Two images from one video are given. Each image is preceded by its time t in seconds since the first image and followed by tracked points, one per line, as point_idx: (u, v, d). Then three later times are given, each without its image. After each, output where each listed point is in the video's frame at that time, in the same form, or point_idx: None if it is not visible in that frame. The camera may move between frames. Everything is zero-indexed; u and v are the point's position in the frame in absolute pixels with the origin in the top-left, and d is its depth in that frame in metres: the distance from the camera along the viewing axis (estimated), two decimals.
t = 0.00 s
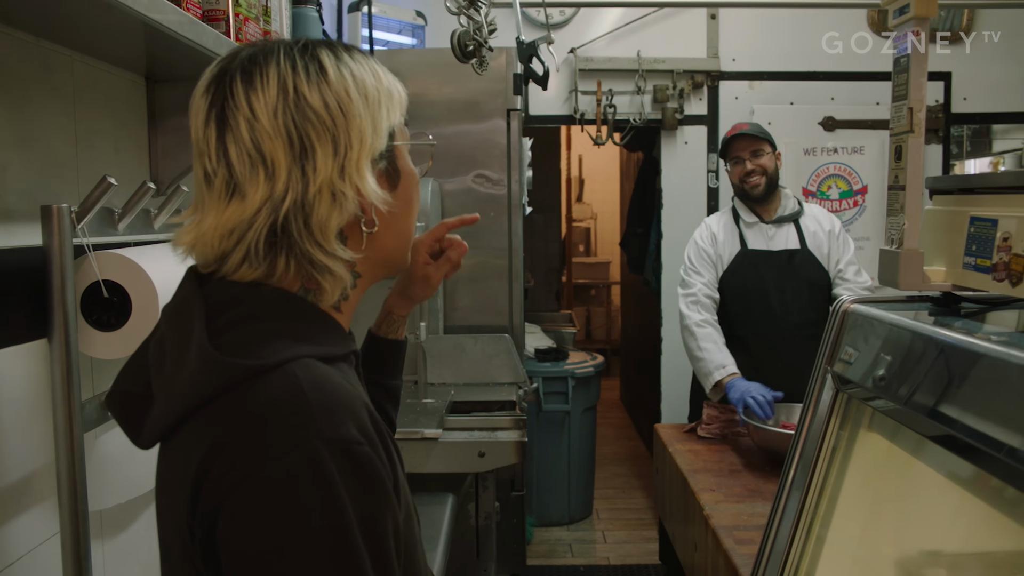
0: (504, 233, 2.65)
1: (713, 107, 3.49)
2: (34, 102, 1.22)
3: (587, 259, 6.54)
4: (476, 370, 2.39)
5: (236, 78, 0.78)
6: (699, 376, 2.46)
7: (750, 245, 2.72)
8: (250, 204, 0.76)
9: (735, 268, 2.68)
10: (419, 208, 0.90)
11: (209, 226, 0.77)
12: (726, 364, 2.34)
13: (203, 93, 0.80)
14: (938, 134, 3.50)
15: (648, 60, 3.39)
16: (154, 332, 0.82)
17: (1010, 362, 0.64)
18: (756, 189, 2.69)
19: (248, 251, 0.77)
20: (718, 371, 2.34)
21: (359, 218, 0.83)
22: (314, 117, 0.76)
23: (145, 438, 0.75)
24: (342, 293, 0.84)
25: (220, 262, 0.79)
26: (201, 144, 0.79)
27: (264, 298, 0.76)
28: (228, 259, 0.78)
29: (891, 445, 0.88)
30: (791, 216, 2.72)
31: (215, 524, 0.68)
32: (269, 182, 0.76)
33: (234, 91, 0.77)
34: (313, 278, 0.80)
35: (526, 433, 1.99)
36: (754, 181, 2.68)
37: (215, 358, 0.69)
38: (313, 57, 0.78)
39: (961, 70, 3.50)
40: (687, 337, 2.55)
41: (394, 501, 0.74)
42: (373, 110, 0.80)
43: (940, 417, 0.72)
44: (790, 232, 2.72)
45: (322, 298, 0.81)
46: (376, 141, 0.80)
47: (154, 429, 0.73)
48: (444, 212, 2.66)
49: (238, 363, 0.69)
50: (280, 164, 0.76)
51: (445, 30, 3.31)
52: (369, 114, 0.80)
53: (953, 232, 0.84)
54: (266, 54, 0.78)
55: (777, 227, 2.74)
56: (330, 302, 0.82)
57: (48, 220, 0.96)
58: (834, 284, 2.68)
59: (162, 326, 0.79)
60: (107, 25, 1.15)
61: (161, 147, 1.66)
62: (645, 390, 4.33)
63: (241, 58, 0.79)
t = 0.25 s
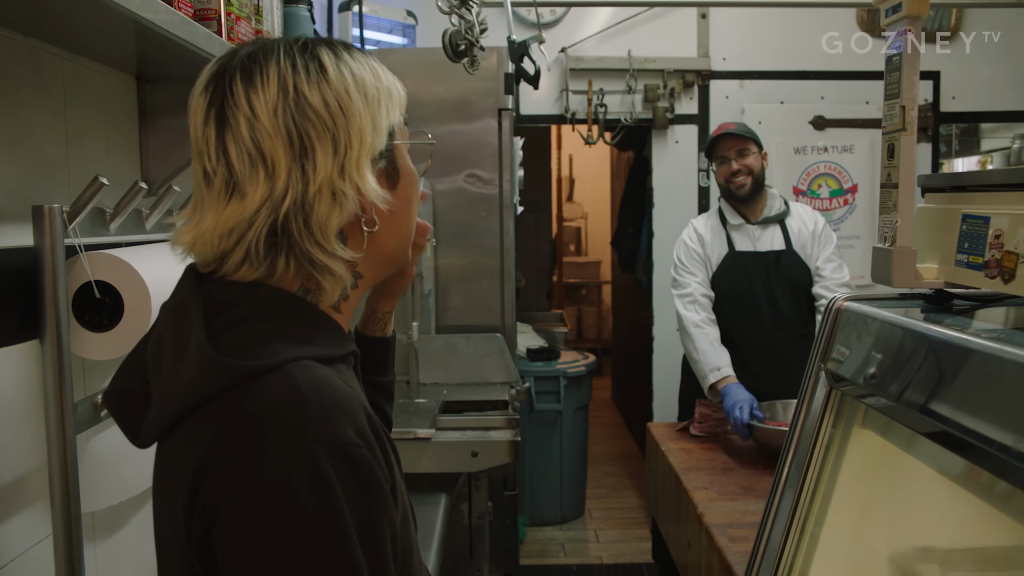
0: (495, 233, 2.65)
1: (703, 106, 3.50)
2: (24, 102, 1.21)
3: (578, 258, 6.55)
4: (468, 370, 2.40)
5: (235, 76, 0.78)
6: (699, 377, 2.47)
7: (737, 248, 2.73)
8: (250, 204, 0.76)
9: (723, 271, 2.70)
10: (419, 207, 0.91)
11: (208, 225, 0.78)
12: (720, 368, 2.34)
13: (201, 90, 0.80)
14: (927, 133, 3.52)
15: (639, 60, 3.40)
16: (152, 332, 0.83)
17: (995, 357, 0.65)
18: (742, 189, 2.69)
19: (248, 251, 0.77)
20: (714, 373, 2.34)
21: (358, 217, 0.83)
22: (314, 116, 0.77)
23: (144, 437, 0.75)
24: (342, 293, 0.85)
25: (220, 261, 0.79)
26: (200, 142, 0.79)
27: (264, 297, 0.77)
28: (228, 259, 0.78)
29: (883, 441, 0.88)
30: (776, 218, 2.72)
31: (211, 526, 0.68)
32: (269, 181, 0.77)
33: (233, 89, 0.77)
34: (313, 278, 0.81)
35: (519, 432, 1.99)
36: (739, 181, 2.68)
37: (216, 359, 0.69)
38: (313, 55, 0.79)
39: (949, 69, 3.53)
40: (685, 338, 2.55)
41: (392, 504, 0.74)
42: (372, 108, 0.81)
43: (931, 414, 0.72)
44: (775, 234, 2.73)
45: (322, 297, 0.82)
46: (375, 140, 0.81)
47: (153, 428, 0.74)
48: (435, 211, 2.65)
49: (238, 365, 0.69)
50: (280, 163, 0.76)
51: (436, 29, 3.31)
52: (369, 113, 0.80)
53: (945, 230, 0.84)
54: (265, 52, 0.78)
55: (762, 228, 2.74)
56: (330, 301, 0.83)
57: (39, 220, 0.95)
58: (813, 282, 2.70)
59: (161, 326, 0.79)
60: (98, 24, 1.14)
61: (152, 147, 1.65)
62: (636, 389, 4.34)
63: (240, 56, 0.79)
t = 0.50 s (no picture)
0: (488, 235, 2.65)
1: (695, 107, 3.51)
2: (14, 104, 1.20)
3: (570, 260, 6.55)
4: (462, 372, 2.41)
5: (223, 78, 0.77)
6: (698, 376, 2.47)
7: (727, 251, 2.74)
8: (244, 206, 0.76)
9: (714, 272, 2.71)
10: (412, 204, 0.91)
11: (202, 230, 0.77)
12: (723, 364, 2.36)
13: (189, 94, 0.79)
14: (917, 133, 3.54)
15: (630, 61, 3.41)
16: (150, 338, 0.83)
17: (989, 353, 0.65)
18: (731, 190, 2.70)
19: (244, 255, 0.77)
20: (717, 372, 2.35)
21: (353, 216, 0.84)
22: (304, 116, 0.77)
23: (143, 443, 0.75)
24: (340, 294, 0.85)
25: (215, 265, 0.79)
26: (189, 147, 0.78)
27: (262, 300, 0.77)
28: (224, 263, 0.78)
29: (880, 441, 0.88)
30: (765, 220, 2.73)
31: (212, 534, 0.68)
32: (262, 183, 0.76)
33: (222, 91, 0.77)
34: (310, 279, 0.81)
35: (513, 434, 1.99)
36: (728, 182, 2.70)
37: (216, 365, 0.69)
38: (301, 54, 0.78)
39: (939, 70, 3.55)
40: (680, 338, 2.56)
41: (394, 510, 0.74)
42: (362, 106, 0.81)
43: (923, 412, 0.73)
44: (764, 235, 2.74)
45: (319, 297, 0.82)
46: (366, 138, 0.81)
47: (152, 434, 0.73)
48: (427, 213, 2.65)
49: (238, 371, 0.69)
50: (272, 165, 0.76)
51: (427, 31, 3.31)
52: (359, 111, 0.80)
53: (938, 229, 0.84)
54: (252, 53, 0.78)
55: (751, 230, 2.74)
56: (327, 302, 0.83)
57: (31, 223, 0.94)
58: (801, 283, 2.70)
59: (157, 331, 0.80)
60: (89, 26, 1.14)
61: (144, 149, 1.64)
62: (629, 389, 4.35)
63: (227, 58, 0.79)
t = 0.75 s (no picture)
0: (482, 236, 2.65)
1: (688, 108, 3.52)
2: (6, 105, 1.19)
3: (563, 261, 6.56)
4: (456, 373, 2.42)
5: (219, 78, 0.76)
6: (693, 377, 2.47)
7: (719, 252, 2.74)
8: (244, 208, 0.76)
9: (709, 275, 2.71)
10: (407, 202, 0.92)
11: (200, 232, 0.77)
12: (719, 364, 2.37)
13: (183, 94, 0.79)
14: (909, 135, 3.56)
15: (624, 62, 3.41)
16: (148, 342, 0.83)
17: (981, 353, 0.65)
18: (722, 193, 2.70)
19: (245, 257, 0.77)
20: (712, 373, 2.36)
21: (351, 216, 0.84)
22: (303, 116, 0.76)
23: (145, 448, 0.75)
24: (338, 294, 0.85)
25: (213, 267, 0.79)
26: (185, 148, 0.78)
27: (261, 301, 0.77)
28: (223, 266, 0.78)
29: (874, 441, 0.89)
30: (757, 221, 2.73)
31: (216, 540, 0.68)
32: (261, 184, 0.76)
33: (218, 91, 0.76)
34: (309, 280, 0.81)
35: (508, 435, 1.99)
36: (721, 186, 2.70)
37: (216, 370, 0.69)
38: (297, 53, 0.78)
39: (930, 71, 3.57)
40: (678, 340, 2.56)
41: (398, 511, 0.74)
42: (359, 106, 0.81)
43: (917, 413, 0.73)
44: (756, 236, 2.74)
45: (317, 298, 0.82)
46: (364, 137, 0.81)
47: (153, 438, 0.73)
48: (421, 214, 2.65)
49: (239, 375, 0.68)
50: (272, 166, 0.76)
51: (421, 31, 3.30)
52: (356, 110, 0.80)
53: (933, 230, 0.85)
54: (247, 52, 0.78)
55: (742, 232, 2.75)
56: (326, 303, 0.83)
57: (24, 225, 0.93)
58: (794, 284, 2.72)
59: (156, 333, 0.79)
60: (82, 26, 1.13)
61: (137, 150, 1.63)
62: (623, 390, 4.36)
63: (222, 57, 0.78)
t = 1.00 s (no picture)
0: (482, 235, 2.65)
1: (689, 106, 3.52)
2: (5, 103, 1.18)
3: (563, 259, 6.56)
4: (456, 373, 2.42)
5: (229, 72, 0.76)
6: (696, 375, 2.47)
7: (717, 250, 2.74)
8: (248, 203, 0.75)
9: (705, 273, 2.71)
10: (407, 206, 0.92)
11: (203, 227, 0.77)
12: (722, 362, 2.36)
13: (189, 87, 0.78)
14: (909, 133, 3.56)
15: (624, 60, 3.41)
16: (145, 346, 0.82)
17: (983, 352, 0.65)
18: (721, 191, 2.70)
19: (247, 253, 0.77)
20: (714, 371, 2.36)
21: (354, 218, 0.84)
22: (312, 114, 0.76)
23: (143, 456, 0.75)
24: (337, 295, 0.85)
25: (214, 263, 0.78)
26: (190, 141, 0.77)
27: (261, 305, 0.77)
28: (225, 262, 0.77)
29: (877, 441, 0.88)
30: (756, 219, 2.73)
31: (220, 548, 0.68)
32: (267, 180, 0.76)
33: (227, 85, 0.76)
34: (310, 280, 0.81)
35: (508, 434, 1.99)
36: (720, 184, 2.70)
37: (214, 376, 0.68)
38: (308, 52, 0.78)
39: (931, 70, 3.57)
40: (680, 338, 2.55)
41: (401, 515, 0.74)
42: (368, 108, 0.81)
43: (918, 411, 0.73)
44: (755, 235, 2.73)
45: (317, 299, 0.82)
46: (371, 139, 0.81)
47: (152, 446, 0.73)
48: (422, 213, 2.65)
49: (239, 382, 0.68)
50: (279, 162, 0.75)
51: (420, 30, 3.30)
52: (365, 112, 0.80)
53: (935, 228, 0.84)
54: (258, 48, 0.77)
55: (741, 230, 2.74)
56: (325, 304, 0.83)
57: (23, 224, 0.93)
58: (792, 283, 2.72)
59: (153, 336, 0.79)
60: (81, 24, 1.12)
61: (136, 148, 1.63)
62: (623, 389, 4.36)
63: (232, 52, 0.78)
